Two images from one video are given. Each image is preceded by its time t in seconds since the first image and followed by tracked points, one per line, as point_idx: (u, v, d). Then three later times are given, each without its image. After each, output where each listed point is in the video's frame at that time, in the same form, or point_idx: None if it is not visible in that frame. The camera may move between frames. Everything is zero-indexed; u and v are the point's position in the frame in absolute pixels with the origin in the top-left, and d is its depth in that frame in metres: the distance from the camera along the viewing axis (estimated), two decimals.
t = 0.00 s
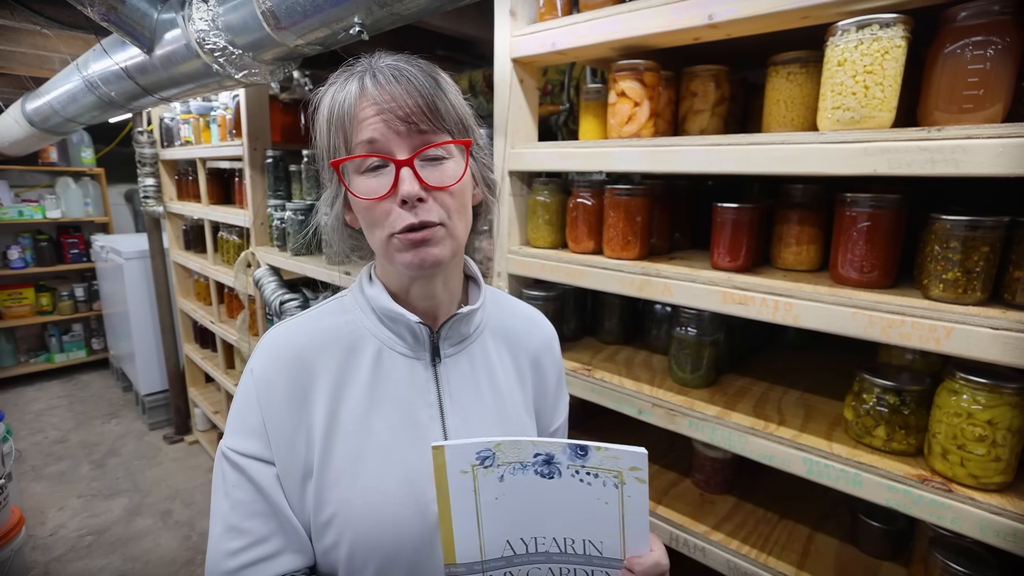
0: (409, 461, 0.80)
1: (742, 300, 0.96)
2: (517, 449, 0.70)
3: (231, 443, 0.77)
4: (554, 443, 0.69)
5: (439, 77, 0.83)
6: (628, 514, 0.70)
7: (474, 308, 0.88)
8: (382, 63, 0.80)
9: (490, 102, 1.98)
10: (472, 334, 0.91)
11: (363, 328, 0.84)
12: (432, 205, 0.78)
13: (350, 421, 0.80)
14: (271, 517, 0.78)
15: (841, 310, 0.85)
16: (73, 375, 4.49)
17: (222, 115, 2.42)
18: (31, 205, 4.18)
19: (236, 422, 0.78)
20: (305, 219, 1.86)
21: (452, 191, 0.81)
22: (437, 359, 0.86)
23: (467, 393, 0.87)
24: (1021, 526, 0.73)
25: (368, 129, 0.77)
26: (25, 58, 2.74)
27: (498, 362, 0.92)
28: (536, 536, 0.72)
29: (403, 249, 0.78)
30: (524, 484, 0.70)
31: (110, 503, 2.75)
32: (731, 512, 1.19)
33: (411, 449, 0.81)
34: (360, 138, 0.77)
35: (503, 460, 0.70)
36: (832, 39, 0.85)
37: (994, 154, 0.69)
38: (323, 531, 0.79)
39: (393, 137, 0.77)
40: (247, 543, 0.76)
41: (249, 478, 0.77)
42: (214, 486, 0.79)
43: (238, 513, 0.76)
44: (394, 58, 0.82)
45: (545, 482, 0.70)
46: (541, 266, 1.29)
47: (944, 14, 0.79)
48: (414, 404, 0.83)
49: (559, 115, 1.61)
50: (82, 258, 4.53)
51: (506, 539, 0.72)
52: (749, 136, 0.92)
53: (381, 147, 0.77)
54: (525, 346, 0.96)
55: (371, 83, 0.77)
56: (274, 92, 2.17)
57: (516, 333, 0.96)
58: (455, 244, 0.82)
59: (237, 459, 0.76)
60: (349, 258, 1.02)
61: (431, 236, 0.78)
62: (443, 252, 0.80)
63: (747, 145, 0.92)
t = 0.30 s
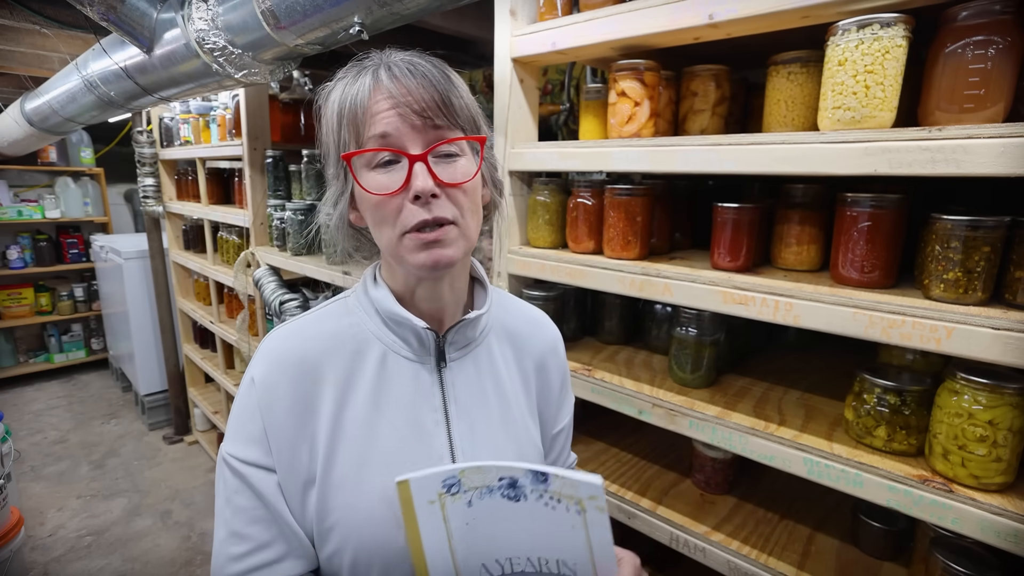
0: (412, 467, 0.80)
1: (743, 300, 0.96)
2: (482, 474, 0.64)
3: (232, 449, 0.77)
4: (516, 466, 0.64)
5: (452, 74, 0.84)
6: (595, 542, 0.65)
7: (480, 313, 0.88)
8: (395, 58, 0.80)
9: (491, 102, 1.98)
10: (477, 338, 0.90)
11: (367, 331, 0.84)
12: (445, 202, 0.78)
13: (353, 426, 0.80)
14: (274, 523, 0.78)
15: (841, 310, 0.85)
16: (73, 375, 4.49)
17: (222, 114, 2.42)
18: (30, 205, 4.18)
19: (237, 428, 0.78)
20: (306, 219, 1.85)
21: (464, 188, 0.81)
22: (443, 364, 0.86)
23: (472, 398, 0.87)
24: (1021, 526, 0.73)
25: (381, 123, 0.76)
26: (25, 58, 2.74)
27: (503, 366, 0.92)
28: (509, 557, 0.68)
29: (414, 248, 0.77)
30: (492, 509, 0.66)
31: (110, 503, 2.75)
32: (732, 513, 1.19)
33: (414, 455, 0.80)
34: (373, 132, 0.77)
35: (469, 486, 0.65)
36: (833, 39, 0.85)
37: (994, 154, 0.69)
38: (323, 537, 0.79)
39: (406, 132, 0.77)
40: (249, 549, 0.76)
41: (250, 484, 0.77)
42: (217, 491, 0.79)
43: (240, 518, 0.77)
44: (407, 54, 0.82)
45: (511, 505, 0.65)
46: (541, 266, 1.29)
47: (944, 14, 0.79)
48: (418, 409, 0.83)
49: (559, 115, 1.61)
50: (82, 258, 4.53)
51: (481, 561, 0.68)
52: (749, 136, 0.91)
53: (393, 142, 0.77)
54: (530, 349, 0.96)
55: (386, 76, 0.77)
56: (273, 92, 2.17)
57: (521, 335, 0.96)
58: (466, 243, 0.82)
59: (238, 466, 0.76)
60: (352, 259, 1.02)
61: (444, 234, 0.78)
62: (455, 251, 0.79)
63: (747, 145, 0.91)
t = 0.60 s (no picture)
0: (418, 478, 0.80)
1: (743, 300, 0.96)
2: (405, 546, 0.66)
3: (234, 462, 0.76)
4: (433, 530, 0.66)
5: (469, 75, 0.84)
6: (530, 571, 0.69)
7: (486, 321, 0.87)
8: (413, 56, 0.80)
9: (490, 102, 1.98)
10: (482, 345, 0.90)
11: (371, 338, 0.84)
12: (463, 207, 0.78)
13: (358, 436, 0.79)
14: (279, 538, 0.78)
15: (841, 310, 0.85)
16: (73, 375, 4.49)
17: (222, 114, 2.42)
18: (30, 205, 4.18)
19: (238, 441, 0.77)
20: (306, 219, 1.84)
21: (482, 193, 0.81)
22: (449, 373, 0.86)
23: (476, 406, 0.87)
24: (1021, 526, 0.73)
25: (399, 124, 0.75)
26: (24, 57, 2.74)
27: (507, 372, 0.92)
28: None
29: (432, 254, 0.77)
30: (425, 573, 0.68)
31: (110, 503, 2.75)
32: (731, 513, 1.19)
33: (420, 463, 0.81)
34: (390, 132, 0.76)
35: (398, 560, 0.67)
36: (833, 39, 0.85)
37: (994, 154, 0.69)
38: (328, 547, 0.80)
39: (425, 133, 0.76)
40: (256, 562, 0.77)
41: (253, 498, 0.76)
42: (218, 504, 0.78)
43: (244, 534, 0.76)
44: (423, 52, 0.82)
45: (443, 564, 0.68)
46: (541, 266, 1.29)
47: (944, 14, 0.79)
48: (423, 417, 0.82)
49: (559, 115, 1.61)
50: (82, 258, 4.53)
51: None
52: (749, 136, 0.91)
53: (411, 143, 0.76)
54: (532, 354, 0.97)
55: (405, 75, 0.77)
56: (274, 92, 2.17)
57: (523, 339, 0.97)
58: (481, 248, 0.82)
59: (241, 480, 0.75)
60: (356, 265, 1.01)
61: (462, 239, 0.78)
62: (472, 257, 0.80)
63: (747, 145, 0.92)
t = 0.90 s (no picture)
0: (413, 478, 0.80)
1: (743, 300, 0.96)
2: (358, 564, 0.69)
3: (229, 464, 0.76)
4: (375, 549, 0.68)
5: (470, 74, 0.84)
6: None
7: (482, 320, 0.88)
8: (413, 55, 0.79)
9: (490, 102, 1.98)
10: (477, 344, 0.90)
11: (367, 337, 0.84)
12: (463, 208, 0.78)
13: (354, 436, 0.79)
14: (274, 539, 0.78)
15: (841, 310, 0.85)
16: (73, 375, 4.49)
17: (222, 114, 2.41)
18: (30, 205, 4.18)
19: (234, 442, 0.77)
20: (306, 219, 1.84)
21: (482, 194, 0.81)
22: (445, 372, 0.86)
23: (471, 406, 0.87)
24: (1021, 526, 0.73)
25: (399, 124, 0.75)
26: (24, 58, 2.74)
27: (503, 371, 0.92)
28: None
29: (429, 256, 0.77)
30: None
31: (110, 503, 2.75)
32: (731, 513, 1.19)
33: (416, 463, 0.81)
34: (389, 133, 0.76)
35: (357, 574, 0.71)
36: (833, 39, 0.85)
37: (994, 154, 0.69)
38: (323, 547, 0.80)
39: (424, 133, 0.76)
40: (252, 563, 0.77)
41: (248, 500, 0.76)
42: (213, 506, 0.78)
43: (240, 535, 0.76)
44: (423, 51, 0.82)
45: None
46: (541, 266, 1.29)
47: (944, 14, 0.79)
48: (418, 417, 0.82)
49: (559, 115, 1.61)
50: (82, 258, 4.53)
51: None
52: (749, 135, 0.91)
53: (411, 143, 0.76)
54: (529, 352, 0.97)
55: (405, 75, 0.77)
56: (274, 92, 2.17)
57: (519, 338, 0.97)
58: (480, 249, 0.82)
59: (237, 481, 0.75)
60: (354, 264, 1.01)
61: (461, 240, 0.78)
62: (470, 258, 0.80)
63: (747, 145, 0.91)
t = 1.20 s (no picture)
0: (413, 474, 0.80)
1: (743, 300, 0.96)
2: (343, 557, 0.68)
3: (229, 461, 0.76)
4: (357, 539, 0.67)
5: (460, 75, 0.84)
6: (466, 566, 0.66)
7: (480, 313, 0.88)
8: (404, 59, 0.80)
9: (490, 102, 1.98)
10: (476, 340, 0.90)
11: (366, 335, 0.84)
12: (458, 206, 0.78)
13: (353, 433, 0.79)
14: (271, 536, 0.77)
15: (841, 310, 0.85)
16: (73, 375, 4.49)
17: (222, 115, 2.42)
18: (30, 205, 4.18)
19: (233, 440, 0.77)
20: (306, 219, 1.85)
21: (476, 193, 0.82)
22: (444, 367, 0.86)
23: (470, 402, 0.87)
24: (1021, 526, 0.73)
25: (393, 126, 0.75)
26: (24, 57, 2.74)
27: (502, 366, 0.92)
28: None
29: (427, 254, 0.78)
30: None
31: (110, 503, 2.75)
32: (731, 512, 1.19)
33: (416, 459, 0.81)
34: (383, 134, 0.76)
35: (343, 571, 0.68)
36: (833, 39, 0.85)
37: (994, 154, 0.69)
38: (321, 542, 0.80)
39: (418, 134, 0.76)
40: (250, 559, 0.76)
41: (248, 495, 0.76)
42: (212, 502, 0.78)
43: (238, 531, 0.76)
44: (414, 53, 0.82)
45: None
46: (541, 266, 1.29)
47: (944, 14, 0.79)
48: (417, 413, 0.82)
49: (559, 115, 1.61)
50: (82, 258, 4.53)
51: None
52: (749, 136, 0.91)
53: (405, 145, 0.76)
54: (527, 348, 0.96)
55: (397, 78, 0.77)
56: (274, 92, 2.17)
57: (518, 335, 0.97)
58: (475, 247, 0.83)
59: (237, 478, 0.75)
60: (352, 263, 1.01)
61: (457, 238, 0.79)
62: (467, 256, 0.80)
63: (746, 145, 0.92)
